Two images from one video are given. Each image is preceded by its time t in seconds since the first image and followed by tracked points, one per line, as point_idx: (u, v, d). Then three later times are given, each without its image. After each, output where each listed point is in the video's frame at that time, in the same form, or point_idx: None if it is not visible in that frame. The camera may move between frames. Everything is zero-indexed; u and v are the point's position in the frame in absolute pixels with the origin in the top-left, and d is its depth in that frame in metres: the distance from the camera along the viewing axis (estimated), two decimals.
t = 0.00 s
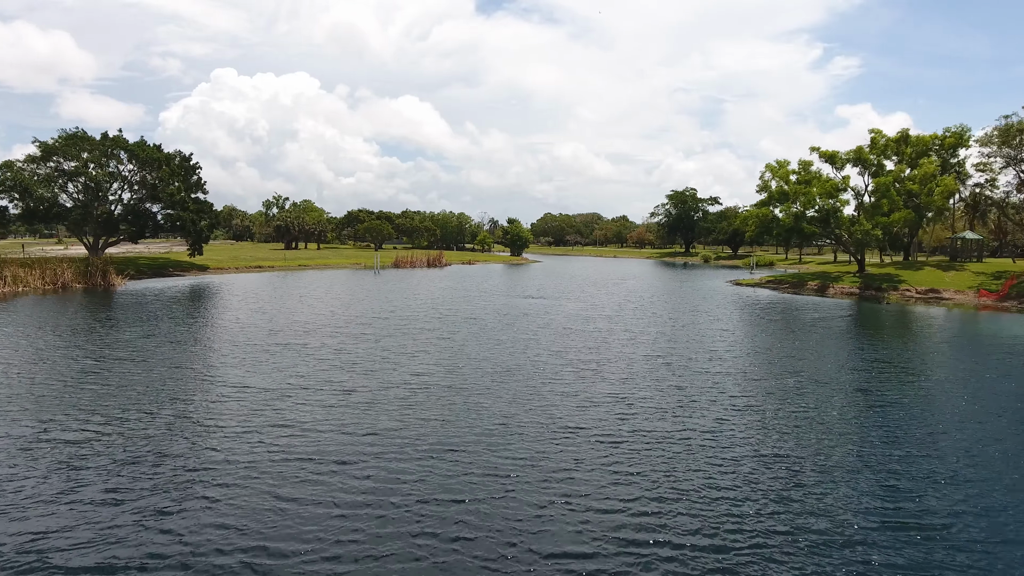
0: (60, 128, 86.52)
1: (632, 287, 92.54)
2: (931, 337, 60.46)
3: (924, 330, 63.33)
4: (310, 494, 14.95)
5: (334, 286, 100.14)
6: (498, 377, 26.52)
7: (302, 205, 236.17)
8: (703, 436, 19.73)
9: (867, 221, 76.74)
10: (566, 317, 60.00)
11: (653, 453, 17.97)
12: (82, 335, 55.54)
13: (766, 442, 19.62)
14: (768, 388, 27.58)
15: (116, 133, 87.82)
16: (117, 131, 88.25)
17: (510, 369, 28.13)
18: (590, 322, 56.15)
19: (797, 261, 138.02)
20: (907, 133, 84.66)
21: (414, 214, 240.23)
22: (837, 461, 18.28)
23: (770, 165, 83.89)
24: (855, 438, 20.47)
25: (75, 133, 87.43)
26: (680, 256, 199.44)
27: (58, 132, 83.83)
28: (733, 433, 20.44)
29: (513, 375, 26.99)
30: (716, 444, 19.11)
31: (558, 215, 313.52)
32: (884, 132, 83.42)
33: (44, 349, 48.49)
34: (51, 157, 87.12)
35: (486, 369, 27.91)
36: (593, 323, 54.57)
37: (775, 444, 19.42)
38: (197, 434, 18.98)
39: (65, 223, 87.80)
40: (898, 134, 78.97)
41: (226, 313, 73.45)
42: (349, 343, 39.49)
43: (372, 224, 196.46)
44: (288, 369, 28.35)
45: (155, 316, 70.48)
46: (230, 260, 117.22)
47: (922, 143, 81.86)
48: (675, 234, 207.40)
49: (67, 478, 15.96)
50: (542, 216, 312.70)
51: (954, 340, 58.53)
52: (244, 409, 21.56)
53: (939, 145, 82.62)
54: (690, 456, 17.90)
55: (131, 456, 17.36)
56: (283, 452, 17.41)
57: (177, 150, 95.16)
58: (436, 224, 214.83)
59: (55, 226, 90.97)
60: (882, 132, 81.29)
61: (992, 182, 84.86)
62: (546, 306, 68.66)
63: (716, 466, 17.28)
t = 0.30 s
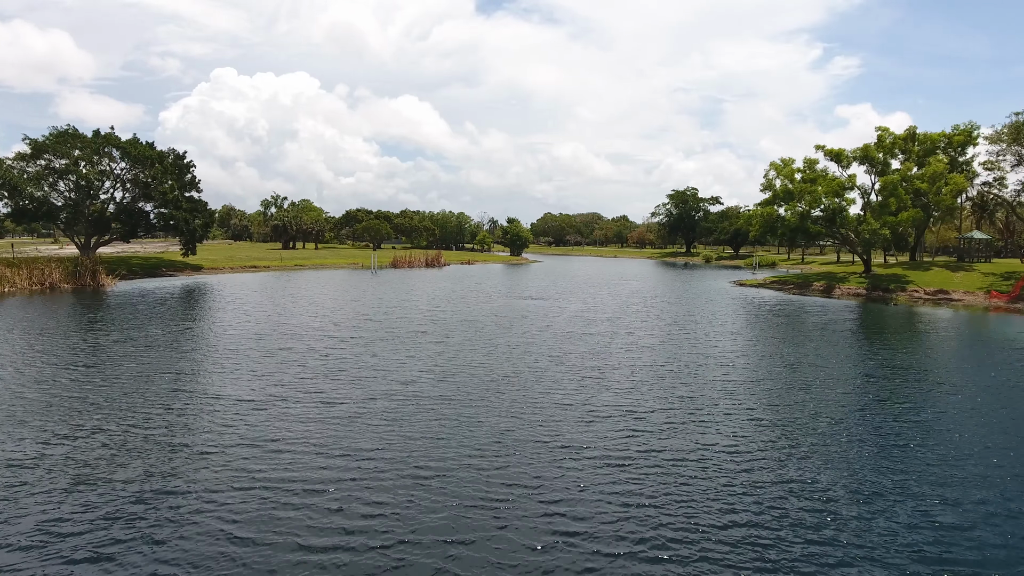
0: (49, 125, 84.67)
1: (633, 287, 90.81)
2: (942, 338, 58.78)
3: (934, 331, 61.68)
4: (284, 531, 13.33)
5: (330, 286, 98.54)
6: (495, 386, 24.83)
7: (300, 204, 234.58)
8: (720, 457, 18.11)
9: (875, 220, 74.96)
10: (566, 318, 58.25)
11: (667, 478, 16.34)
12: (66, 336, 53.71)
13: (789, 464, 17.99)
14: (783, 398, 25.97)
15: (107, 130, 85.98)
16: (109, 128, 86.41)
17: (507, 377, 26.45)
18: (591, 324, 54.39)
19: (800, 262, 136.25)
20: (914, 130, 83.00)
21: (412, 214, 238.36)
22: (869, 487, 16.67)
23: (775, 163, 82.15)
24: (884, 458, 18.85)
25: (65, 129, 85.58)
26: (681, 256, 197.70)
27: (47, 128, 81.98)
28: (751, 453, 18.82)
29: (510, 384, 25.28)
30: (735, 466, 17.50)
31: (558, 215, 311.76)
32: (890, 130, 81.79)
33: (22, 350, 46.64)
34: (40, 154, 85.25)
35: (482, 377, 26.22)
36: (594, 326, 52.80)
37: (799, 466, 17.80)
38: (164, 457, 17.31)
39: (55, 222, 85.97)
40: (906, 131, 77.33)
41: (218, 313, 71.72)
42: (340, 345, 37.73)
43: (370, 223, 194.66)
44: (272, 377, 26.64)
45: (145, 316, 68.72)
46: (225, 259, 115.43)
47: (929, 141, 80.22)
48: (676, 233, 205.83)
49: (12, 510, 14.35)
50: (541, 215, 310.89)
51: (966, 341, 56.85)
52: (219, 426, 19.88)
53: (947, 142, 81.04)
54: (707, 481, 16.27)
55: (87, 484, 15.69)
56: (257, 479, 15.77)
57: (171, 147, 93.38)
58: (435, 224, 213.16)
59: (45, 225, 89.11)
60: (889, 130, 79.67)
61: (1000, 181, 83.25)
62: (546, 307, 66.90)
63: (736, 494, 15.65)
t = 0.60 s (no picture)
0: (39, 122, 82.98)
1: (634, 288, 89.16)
2: (954, 340, 57.11)
3: (944, 333, 60.05)
4: None
5: (326, 287, 96.97)
6: (488, 393, 23.18)
7: (299, 204, 232.89)
8: (736, 482, 16.48)
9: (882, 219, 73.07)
10: (566, 319, 56.55)
11: (680, 510, 14.68)
12: (51, 337, 52.06)
13: (813, 492, 16.35)
14: (798, 408, 24.27)
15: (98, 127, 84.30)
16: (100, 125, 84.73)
17: (502, 383, 24.77)
18: (591, 325, 52.66)
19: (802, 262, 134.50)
20: (922, 128, 81.37)
21: (411, 214, 236.73)
22: (902, 517, 15.02)
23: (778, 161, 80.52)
24: (916, 480, 17.18)
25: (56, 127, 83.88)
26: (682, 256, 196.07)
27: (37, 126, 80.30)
28: (770, 477, 17.17)
29: (503, 391, 23.61)
30: (754, 494, 15.89)
31: (558, 215, 310.08)
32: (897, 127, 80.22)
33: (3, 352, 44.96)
34: (30, 152, 83.53)
35: (474, 384, 24.53)
36: (596, 327, 51.14)
37: (825, 494, 16.15)
38: (118, 483, 15.64)
39: (45, 221, 84.28)
40: (913, 128, 75.82)
41: (210, 314, 70.07)
42: (326, 344, 35.91)
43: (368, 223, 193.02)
44: (249, 383, 24.90)
45: (136, 317, 67.11)
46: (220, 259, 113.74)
47: (937, 139, 78.62)
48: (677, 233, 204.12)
49: None
50: (542, 215, 309.24)
51: (977, 344, 55.22)
52: (187, 443, 18.30)
53: (955, 140, 79.48)
54: (726, 513, 14.66)
55: (30, 514, 14.07)
56: (220, 512, 14.17)
57: (163, 146, 91.73)
58: (434, 224, 211.51)
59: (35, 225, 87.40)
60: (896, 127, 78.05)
61: (1009, 180, 81.62)
62: (545, 308, 65.09)
63: (758, 529, 14.03)
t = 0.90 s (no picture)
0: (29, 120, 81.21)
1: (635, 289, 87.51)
2: (965, 342, 55.37)
3: (955, 334, 58.33)
4: None
5: (321, 288, 95.37)
6: (482, 408, 21.48)
7: (297, 204, 231.30)
8: (759, 513, 14.73)
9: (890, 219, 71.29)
10: (566, 321, 54.87)
11: (699, 551, 12.99)
12: (35, 339, 50.42)
13: (844, 524, 14.55)
14: (817, 423, 22.59)
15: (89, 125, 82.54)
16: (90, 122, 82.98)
17: (496, 395, 23.08)
18: (592, 328, 51.00)
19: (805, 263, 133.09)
20: (929, 126, 79.73)
21: (410, 213, 235.24)
22: (950, 557, 13.32)
23: (783, 160, 78.88)
24: (957, 509, 15.51)
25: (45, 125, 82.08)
26: (683, 256, 194.64)
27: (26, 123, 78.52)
28: (795, 506, 15.38)
29: (498, 404, 21.96)
30: (778, 528, 14.13)
31: (557, 215, 308.85)
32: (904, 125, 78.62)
33: None
34: (19, 151, 81.74)
35: (467, 396, 22.85)
36: (597, 329, 49.52)
37: (859, 526, 14.37)
38: (65, 518, 13.97)
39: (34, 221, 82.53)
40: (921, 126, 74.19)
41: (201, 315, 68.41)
42: (313, 346, 34.24)
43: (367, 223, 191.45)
44: (225, 395, 23.23)
45: (125, 318, 65.44)
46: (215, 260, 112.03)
47: (945, 137, 77.04)
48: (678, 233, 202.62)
49: None
50: (541, 215, 307.68)
51: (991, 347, 53.46)
52: (149, 469, 16.61)
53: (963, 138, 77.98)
54: (748, 553, 12.96)
55: None
56: (176, 557, 12.48)
57: (156, 144, 90.10)
58: (433, 224, 209.92)
59: (24, 225, 85.59)
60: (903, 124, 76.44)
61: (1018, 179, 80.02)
62: (544, 309, 63.44)
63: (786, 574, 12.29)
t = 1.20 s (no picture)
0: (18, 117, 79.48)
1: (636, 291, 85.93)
2: (978, 343, 53.67)
3: (967, 335, 56.71)
4: None
5: (318, 288, 93.91)
6: (474, 423, 19.82)
7: (295, 204, 229.80)
8: (782, 551, 13.14)
9: (899, 218, 69.32)
10: (566, 322, 53.17)
11: None
12: (17, 343, 48.77)
13: (881, 562, 12.93)
14: (844, 429, 20.93)
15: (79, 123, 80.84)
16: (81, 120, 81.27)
17: (490, 408, 21.40)
18: (593, 329, 49.27)
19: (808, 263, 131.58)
20: (936, 123, 78.10)
21: (409, 213, 233.70)
22: None
23: (788, 157, 77.26)
24: (1007, 538, 13.88)
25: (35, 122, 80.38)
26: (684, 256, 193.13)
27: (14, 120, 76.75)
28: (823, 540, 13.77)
29: (492, 419, 20.37)
30: (806, 569, 12.54)
31: (558, 215, 307.38)
32: (911, 123, 76.99)
33: None
34: (8, 149, 80.03)
35: (458, 409, 21.17)
36: (599, 332, 47.85)
37: (898, 566, 12.74)
38: (1, 563, 12.41)
39: (24, 221, 80.83)
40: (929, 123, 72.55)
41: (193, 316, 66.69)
42: (300, 348, 32.59)
43: (365, 223, 189.82)
44: (199, 408, 21.57)
45: (113, 319, 63.79)
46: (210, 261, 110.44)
47: (953, 134, 75.41)
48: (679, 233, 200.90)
49: None
50: (541, 215, 305.83)
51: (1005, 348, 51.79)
52: (101, 504, 14.95)
53: (971, 136, 76.39)
54: None
55: None
56: None
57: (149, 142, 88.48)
58: (432, 224, 208.14)
59: (14, 225, 83.90)
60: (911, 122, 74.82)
61: None
62: (544, 311, 61.66)
63: None
